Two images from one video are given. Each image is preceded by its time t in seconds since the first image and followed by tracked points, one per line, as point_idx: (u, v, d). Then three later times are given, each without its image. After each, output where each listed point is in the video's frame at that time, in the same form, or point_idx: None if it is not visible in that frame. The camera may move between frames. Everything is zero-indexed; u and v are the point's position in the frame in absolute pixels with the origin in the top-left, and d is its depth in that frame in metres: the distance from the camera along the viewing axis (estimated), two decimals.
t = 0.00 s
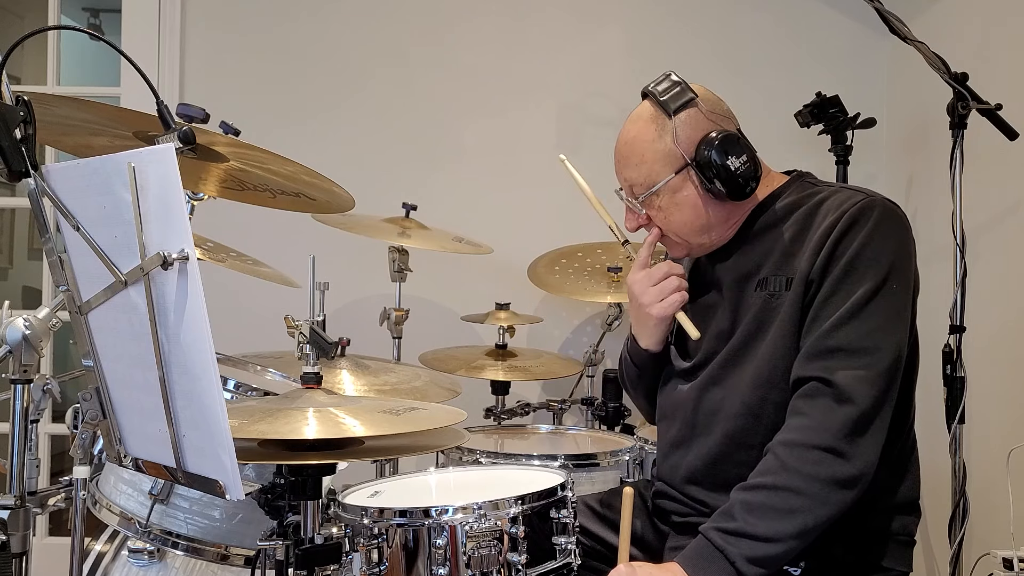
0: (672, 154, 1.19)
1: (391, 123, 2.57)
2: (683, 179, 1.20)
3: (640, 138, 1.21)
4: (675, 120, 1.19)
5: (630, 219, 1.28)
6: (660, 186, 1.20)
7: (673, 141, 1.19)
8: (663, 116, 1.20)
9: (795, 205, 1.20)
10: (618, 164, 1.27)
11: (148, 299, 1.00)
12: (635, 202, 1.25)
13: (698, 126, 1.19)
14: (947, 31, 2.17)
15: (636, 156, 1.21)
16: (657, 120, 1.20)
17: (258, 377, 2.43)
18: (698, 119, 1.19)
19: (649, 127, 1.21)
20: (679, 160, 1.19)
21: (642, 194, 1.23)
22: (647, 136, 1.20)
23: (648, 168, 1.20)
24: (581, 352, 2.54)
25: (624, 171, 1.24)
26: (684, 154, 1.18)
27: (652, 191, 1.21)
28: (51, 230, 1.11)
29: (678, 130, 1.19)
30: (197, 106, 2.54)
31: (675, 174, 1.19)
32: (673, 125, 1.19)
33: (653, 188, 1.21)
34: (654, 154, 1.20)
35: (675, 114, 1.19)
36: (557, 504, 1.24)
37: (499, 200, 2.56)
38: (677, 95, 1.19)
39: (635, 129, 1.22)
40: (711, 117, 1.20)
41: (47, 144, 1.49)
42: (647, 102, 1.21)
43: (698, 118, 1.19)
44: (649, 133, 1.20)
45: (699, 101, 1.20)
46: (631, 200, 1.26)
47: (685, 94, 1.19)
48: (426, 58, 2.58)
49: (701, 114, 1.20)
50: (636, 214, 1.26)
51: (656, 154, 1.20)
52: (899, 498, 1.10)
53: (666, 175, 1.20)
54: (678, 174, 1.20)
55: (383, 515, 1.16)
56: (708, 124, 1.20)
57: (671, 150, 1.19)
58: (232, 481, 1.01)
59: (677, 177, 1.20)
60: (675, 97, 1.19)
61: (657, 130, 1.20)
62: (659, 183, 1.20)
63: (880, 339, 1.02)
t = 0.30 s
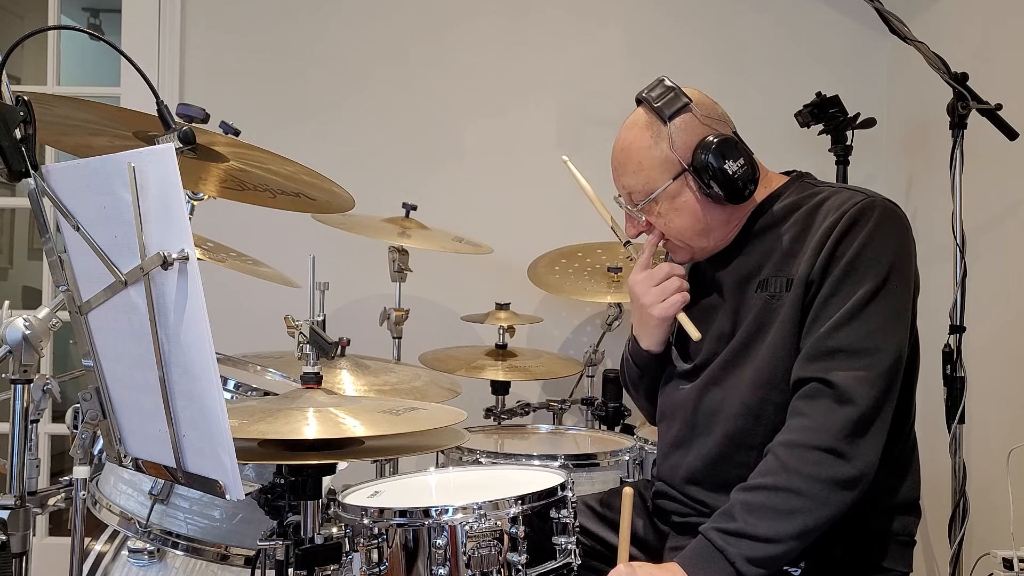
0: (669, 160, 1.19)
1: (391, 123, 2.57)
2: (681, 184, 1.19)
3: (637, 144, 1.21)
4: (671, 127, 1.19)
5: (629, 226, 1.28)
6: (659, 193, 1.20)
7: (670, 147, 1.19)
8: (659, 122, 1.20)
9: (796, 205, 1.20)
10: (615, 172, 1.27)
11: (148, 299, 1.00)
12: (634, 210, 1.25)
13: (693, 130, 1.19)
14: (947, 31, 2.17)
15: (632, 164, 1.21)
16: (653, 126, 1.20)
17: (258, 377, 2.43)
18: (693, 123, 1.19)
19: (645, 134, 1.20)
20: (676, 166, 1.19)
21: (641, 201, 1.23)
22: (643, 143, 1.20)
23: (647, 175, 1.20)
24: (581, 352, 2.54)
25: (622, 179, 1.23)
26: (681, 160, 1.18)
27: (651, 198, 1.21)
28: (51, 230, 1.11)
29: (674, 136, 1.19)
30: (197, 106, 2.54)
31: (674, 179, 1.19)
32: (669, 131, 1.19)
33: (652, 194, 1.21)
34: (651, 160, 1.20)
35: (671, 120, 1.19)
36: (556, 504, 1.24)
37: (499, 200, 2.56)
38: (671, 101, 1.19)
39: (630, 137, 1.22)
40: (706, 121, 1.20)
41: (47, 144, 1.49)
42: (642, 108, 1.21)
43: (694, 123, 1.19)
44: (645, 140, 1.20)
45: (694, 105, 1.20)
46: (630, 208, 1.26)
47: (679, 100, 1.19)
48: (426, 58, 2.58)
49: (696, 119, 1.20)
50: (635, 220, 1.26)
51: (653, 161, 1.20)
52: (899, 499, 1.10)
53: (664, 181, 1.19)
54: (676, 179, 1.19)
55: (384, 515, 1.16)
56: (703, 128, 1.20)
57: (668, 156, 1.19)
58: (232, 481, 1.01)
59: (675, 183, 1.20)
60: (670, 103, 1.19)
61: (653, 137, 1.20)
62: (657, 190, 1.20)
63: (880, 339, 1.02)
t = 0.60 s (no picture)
0: (670, 156, 1.19)
1: (391, 123, 2.57)
2: (682, 180, 1.19)
3: (638, 140, 1.21)
4: (673, 122, 1.19)
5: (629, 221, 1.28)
6: (659, 189, 1.20)
7: (672, 143, 1.19)
8: (661, 118, 1.19)
9: (796, 204, 1.20)
10: (616, 168, 1.27)
11: (148, 299, 1.00)
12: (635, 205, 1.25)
13: (696, 127, 1.19)
14: (947, 31, 2.17)
15: (634, 158, 1.21)
16: (655, 122, 1.20)
17: (258, 377, 2.43)
18: (696, 120, 1.19)
19: (647, 129, 1.20)
20: (677, 161, 1.19)
21: (641, 197, 1.23)
22: (645, 139, 1.20)
23: (647, 171, 1.20)
24: (581, 352, 2.54)
25: (623, 174, 1.23)
26: (683, 156, 1.18)
27: (652, 194, 1.21)
28: (51, 230, 1.11)
29: (676, 132, 1.18)
30: (197, 106, 2.54)
31: (674, 176, 1.19)
32: (672, 126, 1.19)
33: (653, 190, 1.21)
34: (653, 156, 1.20)
35: (673, 116, 1.18)
36: (556, 504, 1.24)
37: (500, 200, 2.56)
38: (674, 97, 1.19)
39: (633, 131, 1.21)
40: (709, 118, 1.20)
41: (47, 144, 1.49)
42: (645, 103, 1.21)
43: (697, 119, 1.19)
44: (647, 136, 1.20)
45: (697, 102, 1.20)
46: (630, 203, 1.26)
47: (682, 96, 1.19)
48: (427, 58, 2.58)
49: (699, 116, 1.19)
50: (635, 216, 1.26)
51: (654, 157, 1.20)
52: (899, 499, 1.10)
53: (665, 177, 1.19)
54: (677, 175, 1.19)
55: (384, 515, 1.16)
56: (706, 125, 1.20)
57: (669, 152, 1.19)
58: (232, 481, 1.01)
59: (676, 179, 1.19)
60: (672, 99, 1.19)
61: (655, 133, 1.19)
62: (657, 186, 1.20)
63: (881, 339, 1.02)
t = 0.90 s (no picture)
0: (737, 122, 1.22)
1: (391, 123, 2.57)
2: (744, 146, 1.21)
3: (710, 109, 1.25)
4: (743, 95, 1.23)
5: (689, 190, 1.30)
6: (722, 150, 1.22)
7: (740, 110, 1.22)
8: (734, 91, 1.24)
9: (839, 206, 1.20)
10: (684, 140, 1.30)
11: (148, 299, 1.00)
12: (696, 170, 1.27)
13: (766, 101, 1.23)
14: (947, 31, 2.17)
15: (701, 125, 1.25)
16: (727, 94, 1.24)
17: (258, 377, 2.43)
18: (765, 95, 1.23)
19: (718, 101, 1.25)
20: (742, 127, 1.21)
21: (702, 160, 1.25)
22: (716, 107, 1.24)
23: (712, 134, 1.23)
24: (581, 352, 2.54)
25: (688, 139, 1.27)
26: (748, 122, 1.21)
27: (713, 155, 1.23)
28: (51, 230, 1.11)
29: (746, 101, 1.22)
30: (197, 106, 2.54)
31: (738, 141, 1.21)
32: (741, 96, 1.22)
33: (713, 153, 1.23)
34: (721, 121, 1.23)
35: (744, 89, 1.23)
36: (557, 504, 1.25)
37: (500, 200, 2.56)
38: (747, 74, 1.24)
39: (706, 104, 1.26)
40: (777, 96, 1.24)
41: (47, 144, 1.49)
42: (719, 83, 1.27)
43: (767, 95, 1.23)
44: (718, 106, 1.24)
45: (768, 84, 1.25)
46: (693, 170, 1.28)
47: (755, 74, 1.24)
48: (427, 59, 2.58)
49: (769, 92, 1.23)
50: (696, 181, 1.28)
51: (721, 122, 1.23)
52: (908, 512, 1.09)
53: (728, 141, 1.22)
54: (739, 141, 1.21)
55: (383, 515, 1.16)
56: (776, 101, 1.23)
57: (736, 118, 1.22)
58: (232, 481, 1.00)
59: (738, 144, 1.22)
60: (745, 76, 1.24)
61: (727, 101, 1.23)
62: (719, 149, 1.23)
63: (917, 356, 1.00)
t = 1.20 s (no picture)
0: (741, 122, 1.22)
1: (391, 123, 2.58)
2: (748, 146, 1.21)
3: (714, 107, 1.25)
4: (746, 94, 1.23)
5: (690, 189, 1.30)
6: (725, 150, 1.22)
7: (743, 110, 1.22)
8: (737, 90, 1.24)
9: (841, 205, 1.20)
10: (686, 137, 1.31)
11: (148, 299, 1.00)
12: (699, 169, 1.27)
13: (770, 101, 1.23)
14: (947, 31, 2.17)
15: (705, 124, 1.25)
16: (731, 93, 1.24)
17: (258, 377, 2.43)
18: (770, 95, 1.23)
19: (721, 100, 1.25)
20: (746, 126, 1.21)
21: (705, 159, 1.25)
22: (719, 106, 1.24)
23: (716, 134, 1.23)
24: (581, 352, 2.54)
25: (692, 138, 1.27)
26: (752, 122, 1.21)
27: (717, 155, 1.23)
28: (51, 230, 1.11)
29: (749, 101, 1.22)
30: (197, 106, 2.54)
31: (741, 140, 1.22)
32: (745, 96, 1.22)
33: (718, 152, 1.23)
34: (723, 121, 1.23)
35: (749, 88, 1.23)
36: (557, 504, 1.25)
37: (500, 200, 2.56)
38: (752, 74, 1.24)
39: (708, 103, 1.26)
40: (781, 97, 1.24)
41: (47, 144, 1.49)
42: (723, 81, 1.27)
43: (769, 94, 1.23)
44: (722, 105, 1.24)
45: (772, 83, 1.25)
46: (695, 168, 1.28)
47: (758, 74, 1.24)
48: (427, 59, 2.58)
49: (772, 92, 1.23)
50: (697, 181, 1.28)
51: (724, 122, 1.23)
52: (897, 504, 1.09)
53: (732, 141, 1.22)
54: (744, 141, 1.22)
55: (384, 515, 1.16)
56: (780, 101, 1.23)
57: (740, 118, 1.22)
58: (232, 481, 1.01)
59: (742, 144, 1.22)
60: (749, 76, 1.24)
61: (730, 101, 1.23)
62: (723, 148, 1.23)
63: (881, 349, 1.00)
